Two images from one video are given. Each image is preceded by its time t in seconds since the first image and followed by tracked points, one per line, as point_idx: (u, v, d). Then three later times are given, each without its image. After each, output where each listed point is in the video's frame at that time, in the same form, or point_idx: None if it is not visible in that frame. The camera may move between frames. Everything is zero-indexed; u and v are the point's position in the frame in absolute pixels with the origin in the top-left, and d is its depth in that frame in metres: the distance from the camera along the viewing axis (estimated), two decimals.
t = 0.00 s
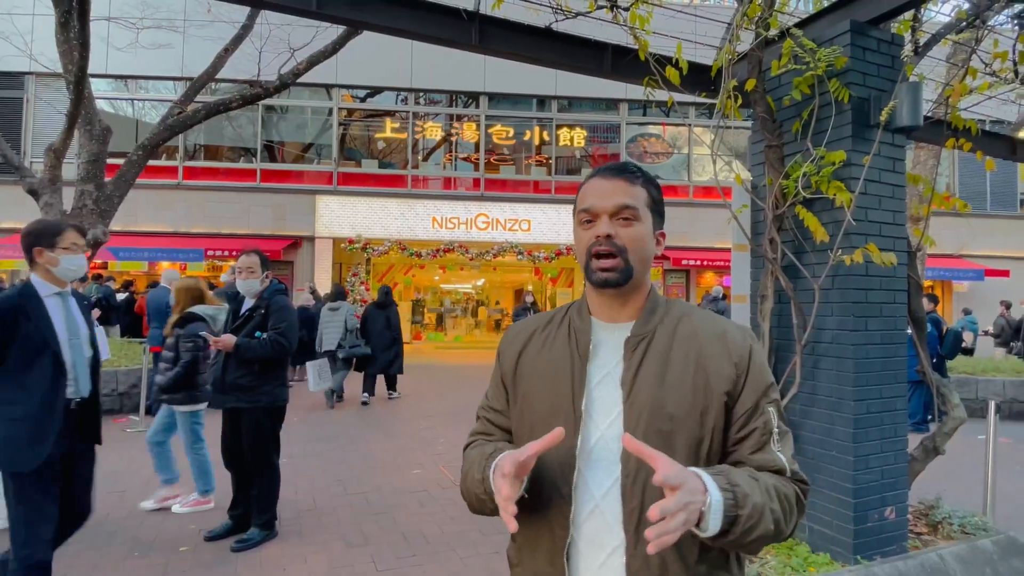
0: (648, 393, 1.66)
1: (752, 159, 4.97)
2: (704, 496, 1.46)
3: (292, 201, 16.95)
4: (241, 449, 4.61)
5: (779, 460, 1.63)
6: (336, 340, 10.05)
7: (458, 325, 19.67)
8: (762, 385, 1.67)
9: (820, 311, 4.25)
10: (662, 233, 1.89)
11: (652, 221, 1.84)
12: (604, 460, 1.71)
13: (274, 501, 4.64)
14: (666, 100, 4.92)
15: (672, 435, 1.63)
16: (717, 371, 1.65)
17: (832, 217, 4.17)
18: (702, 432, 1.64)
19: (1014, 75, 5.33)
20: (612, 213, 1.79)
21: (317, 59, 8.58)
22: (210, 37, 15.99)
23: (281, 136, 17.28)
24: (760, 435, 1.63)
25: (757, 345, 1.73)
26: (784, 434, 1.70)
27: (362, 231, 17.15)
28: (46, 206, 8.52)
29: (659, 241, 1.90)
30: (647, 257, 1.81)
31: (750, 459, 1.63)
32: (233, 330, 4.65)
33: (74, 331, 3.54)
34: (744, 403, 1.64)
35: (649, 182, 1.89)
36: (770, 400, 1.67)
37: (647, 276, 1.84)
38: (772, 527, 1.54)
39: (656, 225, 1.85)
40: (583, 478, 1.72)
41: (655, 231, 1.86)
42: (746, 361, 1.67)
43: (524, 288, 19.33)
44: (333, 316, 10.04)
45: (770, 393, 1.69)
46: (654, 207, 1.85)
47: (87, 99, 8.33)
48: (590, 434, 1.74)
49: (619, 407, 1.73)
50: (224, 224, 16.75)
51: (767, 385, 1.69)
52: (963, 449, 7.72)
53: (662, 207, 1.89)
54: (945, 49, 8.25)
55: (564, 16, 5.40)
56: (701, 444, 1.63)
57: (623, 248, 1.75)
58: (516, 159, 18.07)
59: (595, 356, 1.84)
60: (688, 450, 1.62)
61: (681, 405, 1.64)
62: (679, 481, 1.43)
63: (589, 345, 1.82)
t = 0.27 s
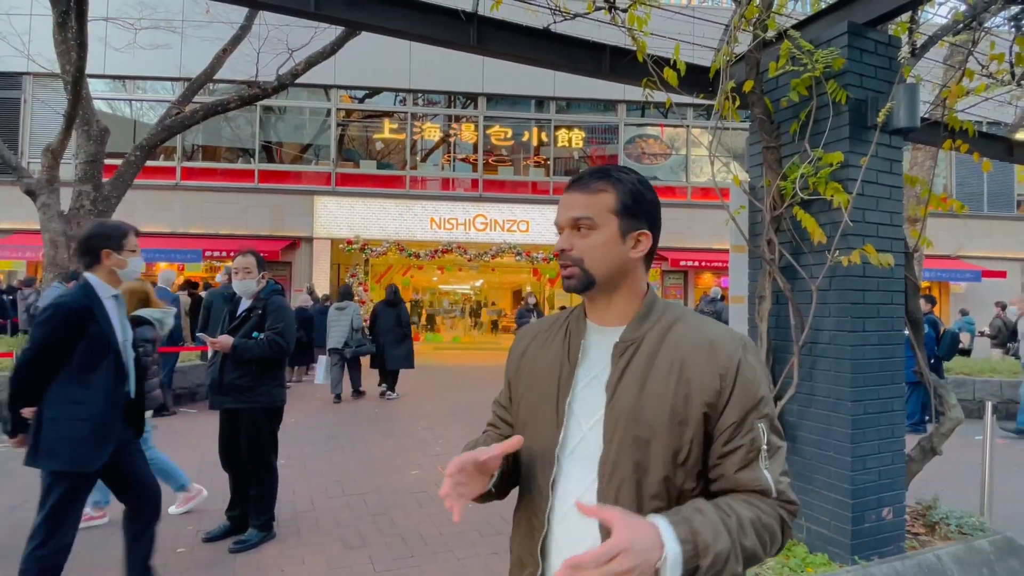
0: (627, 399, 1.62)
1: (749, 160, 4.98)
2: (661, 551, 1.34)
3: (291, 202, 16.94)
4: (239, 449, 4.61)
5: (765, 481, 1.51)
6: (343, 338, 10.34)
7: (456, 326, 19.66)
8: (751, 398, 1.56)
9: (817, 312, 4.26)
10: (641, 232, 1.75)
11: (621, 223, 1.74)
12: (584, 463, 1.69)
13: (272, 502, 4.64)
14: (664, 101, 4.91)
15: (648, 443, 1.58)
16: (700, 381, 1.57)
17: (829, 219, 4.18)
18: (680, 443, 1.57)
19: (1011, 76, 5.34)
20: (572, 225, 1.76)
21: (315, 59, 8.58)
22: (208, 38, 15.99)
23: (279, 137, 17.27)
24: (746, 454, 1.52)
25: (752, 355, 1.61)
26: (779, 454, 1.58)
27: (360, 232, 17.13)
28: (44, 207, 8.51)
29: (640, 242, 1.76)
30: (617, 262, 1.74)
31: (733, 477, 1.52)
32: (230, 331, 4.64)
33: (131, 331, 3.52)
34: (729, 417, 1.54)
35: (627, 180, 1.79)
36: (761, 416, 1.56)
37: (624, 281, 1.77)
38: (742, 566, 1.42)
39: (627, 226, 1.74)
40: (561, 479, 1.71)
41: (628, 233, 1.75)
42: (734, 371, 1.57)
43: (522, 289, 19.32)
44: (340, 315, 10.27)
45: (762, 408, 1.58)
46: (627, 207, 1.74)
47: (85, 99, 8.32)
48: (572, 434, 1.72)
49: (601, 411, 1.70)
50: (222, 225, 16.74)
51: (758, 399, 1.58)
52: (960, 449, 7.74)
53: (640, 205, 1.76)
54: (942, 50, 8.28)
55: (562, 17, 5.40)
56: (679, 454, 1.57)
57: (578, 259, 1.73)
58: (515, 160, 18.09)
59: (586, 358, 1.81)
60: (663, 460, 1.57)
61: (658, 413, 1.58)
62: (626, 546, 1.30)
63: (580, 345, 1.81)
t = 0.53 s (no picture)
0: (617, 398, 1.56)
1: (748, 161, 4.98)
2: None
3: (289, 203, 16.93)
4: (238, 450, 4.61)
5: (754, 501, 1.38)
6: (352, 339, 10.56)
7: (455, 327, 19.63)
8: (748, 406, 1.44)
9: (816, 313, 4.26)
10: (634, 228, 1.68)
11: (613, 220, 1.69)
12: (581, 463, 1.67)
13: (270, 504, 4.63)
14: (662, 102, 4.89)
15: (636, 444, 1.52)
16: (691, 383, 1.48)
17: (828, 220, 4.18)
18: (670, 448, 1.49)
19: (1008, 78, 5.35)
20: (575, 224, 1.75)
21: (314, 60, 8.57)
22: (207, 39, 15.98)
23: (278, 138, 17.26)
24: (734, 467, 1.40)
25: (755, 361, 1.48)
26: (784, 471, 1.42)
27: (358, 233, 17.11)
28: (42, 208, 8.50)
29: (634, 238, 1.68)
30: (608, 261, 1.70)
31: (719, 490, 1.41)
32: (229, 332, 4.64)
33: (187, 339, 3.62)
34: (718, 425, 1.43)
35: (627, 176, 1.74)
36: (757, 429, 1.42)
37: (623, 278, 1.72)
38: None
39: (618, 223, 1.69)
40: (560, 477, 1.71)
41: (621, 230, 1.69)
42: (728, 375, 1.45)
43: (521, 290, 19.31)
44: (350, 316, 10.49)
45: (763, 418, 1.44)
46: (620, 204, 1.69)
47: (84, 100, 8.31)
48: (573, 431, 1.71)
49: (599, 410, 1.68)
50: (220, 226, 16.72)
51: (758, 407, 1.44)
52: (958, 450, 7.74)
53: (635, 200, 1.69)
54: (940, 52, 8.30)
55: (560, 19, 5.41)
56: (668, 460, 1.49)
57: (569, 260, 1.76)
58: (513, 161, 18.10)
59: (593, 355, 1.80)
60: (650, 463, 1.50)
61: (646, 414, 1.51)
62: None
63: (590, 345, 1.81)
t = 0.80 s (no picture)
0: (622, 401, 1.52)
1: (745, 163, 4.99)
2: None
3: (288, 204, 16.93)
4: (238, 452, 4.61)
5: (758, 518, 1.31)
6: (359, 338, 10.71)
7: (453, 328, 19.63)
8: (756, 415, 1.36)
9: (814, 314, 4.26)
10: (646, 228, 1.62)
11: (624, 220, 1.64)
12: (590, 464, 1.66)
13: (268, 505, 4.63)
14: (661, 103, 4.87)
15: (638, 449, 1.47)
16: (695, 388, 1.42)
17: (825, 221, 4.19)
18: (673, 456, 1.43)
19: (1005, 80, 5.36)
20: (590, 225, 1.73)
21: (313, 61, 8.56)
22: (205, 41, 15.98)
23: (276, 139, 17.24)
24: (739, 479, 1.34)
25: (767, 371, 1.39)
26: (795, 487, 1.34)
27: (357, 234, 17.10)
28: (40, 209, 8.49)
29: (647, 238, 1.62)
30: (620, 261, 1.65)
31: (723, 503, 1.35)
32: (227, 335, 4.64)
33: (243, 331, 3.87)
34: (724, 435, 1.37)
35: (642, 174, 1.68)
36: (766, 442, 1.35)
37: (638, 279, 1.67)
38: None
39: (630, 222, 1.63)
40: (570, 477, 1.71)
41: (633, 229, 1.63)
42: (735, 382, 1.38)
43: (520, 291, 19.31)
44: (357, 315, 10.71)
45: (773, 430, 1.36)
46: (633, 203, 1.64)
47: (82, 101, 8.29)
48: (584, 432, 1.71)
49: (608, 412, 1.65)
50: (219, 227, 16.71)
51: (767, 417, 1.36)
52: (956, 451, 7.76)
53: (648, 199, 1.63)
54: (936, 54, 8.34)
55: (559, 20, 5.41)
56: (671, 467, 1.43)
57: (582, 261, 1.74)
58: (512, 162, 18.12)
59: (610, 357, 1.77)
60: (652, 470, 1.44)
61: (649, 419, 1.46)
62: None
63: (605, 347, 1.81)
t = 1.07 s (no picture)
0: (639, 412, 1.46)
1: (744, 165, 5.01)
2: None
3: (288, 206, 16.95)
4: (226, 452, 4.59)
5: (784, 542, 1.26)
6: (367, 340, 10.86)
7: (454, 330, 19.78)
8: (781, 435, 1.30)
9: (813, 316, 4.26)
10: (663, 228, 1.56)
11: (642, 220, 1.59)
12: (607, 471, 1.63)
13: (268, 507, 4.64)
14: (660, 105, 4.87)
15: (654, 463, 1.41)
16: (715, 402, 1.36)
17: (824, 223, 4.20)
18: (691, 472, 1.37)
19: (1004, 81, 5.36)
20: (609, 224, 1.67)
21: (313, 63, 8.56)
22: (205, 43, 16.00)
23: (276, 140, 17.25)
24: (761, 501, 1.28)
25: (793, 387, 1.33)
26: (821, 511, 1.27)
27: (357, 235, 17.10)
28: (40, 211, 8.50)
29: (664, 239, 1.56)
30: (637, 262, 1.60)
31: (745, 525, 1.30)
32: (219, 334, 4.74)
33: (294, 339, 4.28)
34: (746, 454, 1.30)
35: (662, 171, 1.61)
36: (792, 463, 1.29)
37: (658, 282, 1.61)
38: None
39: (648, 223, 1.58)
40: (588, 482, 1.68)
41: (650, 230, 1.58)
42: (757, 399, 1.31)
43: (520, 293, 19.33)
44: (365, 318, 10.85)
45: (797, 450, 1.29)
46: (652, 203, 1.58)
47: (82, 104, 8.29)
48: (602, 438, 1.68)
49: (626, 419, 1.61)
50: (219, 229, 16.73)
51: (791, 437, 1.30)
52: (956, 452, 7.75)
53: (666, 198, 1.56)
54: (936, 56, 8.35)
55: (558, 23, 5.42)
56: (687, 484, 1.37)
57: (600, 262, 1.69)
58: (511, 164, 18.14)
59: (630, 362, 1.73)
60: (667, 485, 1.39)
61: (665, 433, 1.40)
62: None
63: (627, 350, 1.76)
